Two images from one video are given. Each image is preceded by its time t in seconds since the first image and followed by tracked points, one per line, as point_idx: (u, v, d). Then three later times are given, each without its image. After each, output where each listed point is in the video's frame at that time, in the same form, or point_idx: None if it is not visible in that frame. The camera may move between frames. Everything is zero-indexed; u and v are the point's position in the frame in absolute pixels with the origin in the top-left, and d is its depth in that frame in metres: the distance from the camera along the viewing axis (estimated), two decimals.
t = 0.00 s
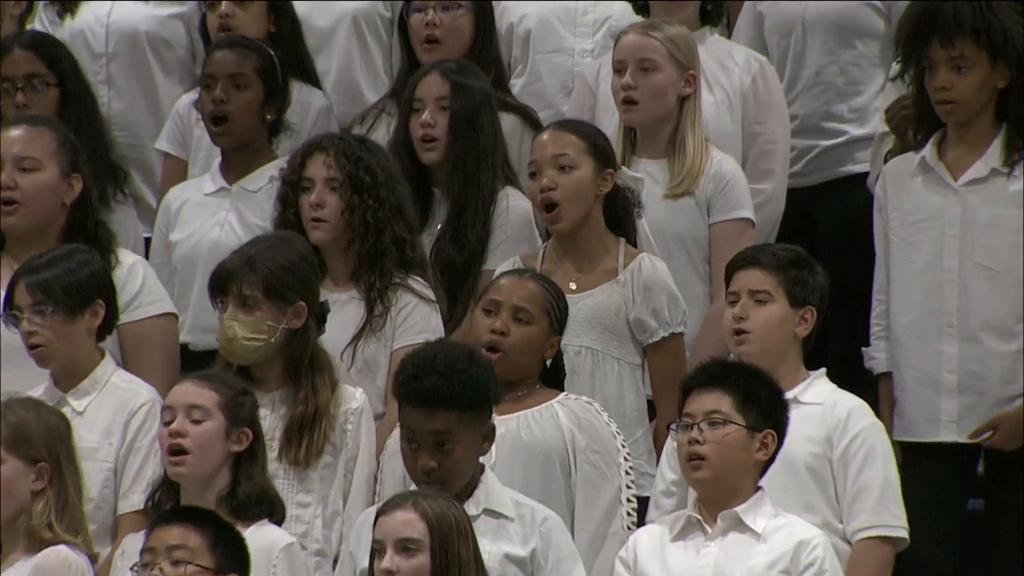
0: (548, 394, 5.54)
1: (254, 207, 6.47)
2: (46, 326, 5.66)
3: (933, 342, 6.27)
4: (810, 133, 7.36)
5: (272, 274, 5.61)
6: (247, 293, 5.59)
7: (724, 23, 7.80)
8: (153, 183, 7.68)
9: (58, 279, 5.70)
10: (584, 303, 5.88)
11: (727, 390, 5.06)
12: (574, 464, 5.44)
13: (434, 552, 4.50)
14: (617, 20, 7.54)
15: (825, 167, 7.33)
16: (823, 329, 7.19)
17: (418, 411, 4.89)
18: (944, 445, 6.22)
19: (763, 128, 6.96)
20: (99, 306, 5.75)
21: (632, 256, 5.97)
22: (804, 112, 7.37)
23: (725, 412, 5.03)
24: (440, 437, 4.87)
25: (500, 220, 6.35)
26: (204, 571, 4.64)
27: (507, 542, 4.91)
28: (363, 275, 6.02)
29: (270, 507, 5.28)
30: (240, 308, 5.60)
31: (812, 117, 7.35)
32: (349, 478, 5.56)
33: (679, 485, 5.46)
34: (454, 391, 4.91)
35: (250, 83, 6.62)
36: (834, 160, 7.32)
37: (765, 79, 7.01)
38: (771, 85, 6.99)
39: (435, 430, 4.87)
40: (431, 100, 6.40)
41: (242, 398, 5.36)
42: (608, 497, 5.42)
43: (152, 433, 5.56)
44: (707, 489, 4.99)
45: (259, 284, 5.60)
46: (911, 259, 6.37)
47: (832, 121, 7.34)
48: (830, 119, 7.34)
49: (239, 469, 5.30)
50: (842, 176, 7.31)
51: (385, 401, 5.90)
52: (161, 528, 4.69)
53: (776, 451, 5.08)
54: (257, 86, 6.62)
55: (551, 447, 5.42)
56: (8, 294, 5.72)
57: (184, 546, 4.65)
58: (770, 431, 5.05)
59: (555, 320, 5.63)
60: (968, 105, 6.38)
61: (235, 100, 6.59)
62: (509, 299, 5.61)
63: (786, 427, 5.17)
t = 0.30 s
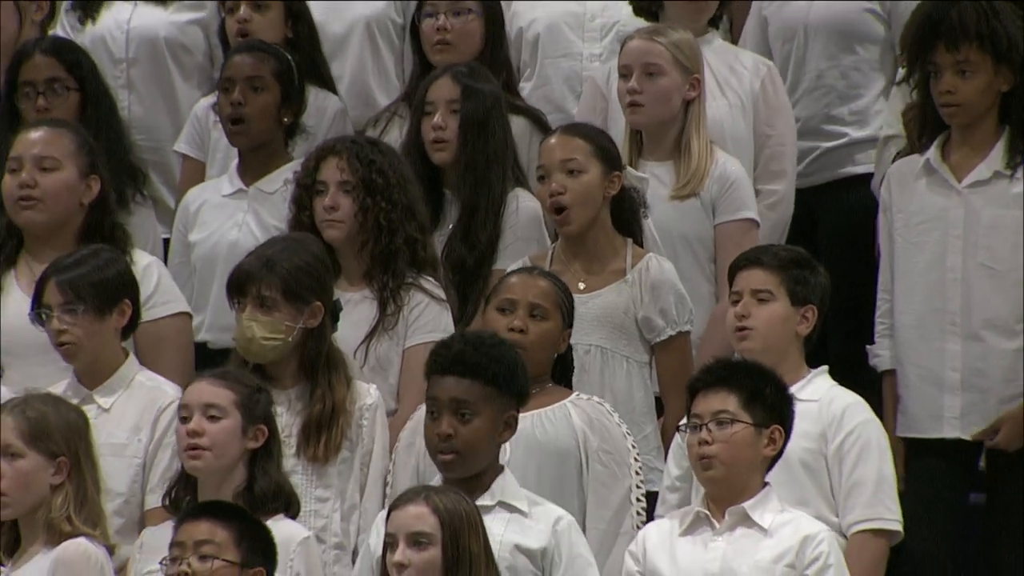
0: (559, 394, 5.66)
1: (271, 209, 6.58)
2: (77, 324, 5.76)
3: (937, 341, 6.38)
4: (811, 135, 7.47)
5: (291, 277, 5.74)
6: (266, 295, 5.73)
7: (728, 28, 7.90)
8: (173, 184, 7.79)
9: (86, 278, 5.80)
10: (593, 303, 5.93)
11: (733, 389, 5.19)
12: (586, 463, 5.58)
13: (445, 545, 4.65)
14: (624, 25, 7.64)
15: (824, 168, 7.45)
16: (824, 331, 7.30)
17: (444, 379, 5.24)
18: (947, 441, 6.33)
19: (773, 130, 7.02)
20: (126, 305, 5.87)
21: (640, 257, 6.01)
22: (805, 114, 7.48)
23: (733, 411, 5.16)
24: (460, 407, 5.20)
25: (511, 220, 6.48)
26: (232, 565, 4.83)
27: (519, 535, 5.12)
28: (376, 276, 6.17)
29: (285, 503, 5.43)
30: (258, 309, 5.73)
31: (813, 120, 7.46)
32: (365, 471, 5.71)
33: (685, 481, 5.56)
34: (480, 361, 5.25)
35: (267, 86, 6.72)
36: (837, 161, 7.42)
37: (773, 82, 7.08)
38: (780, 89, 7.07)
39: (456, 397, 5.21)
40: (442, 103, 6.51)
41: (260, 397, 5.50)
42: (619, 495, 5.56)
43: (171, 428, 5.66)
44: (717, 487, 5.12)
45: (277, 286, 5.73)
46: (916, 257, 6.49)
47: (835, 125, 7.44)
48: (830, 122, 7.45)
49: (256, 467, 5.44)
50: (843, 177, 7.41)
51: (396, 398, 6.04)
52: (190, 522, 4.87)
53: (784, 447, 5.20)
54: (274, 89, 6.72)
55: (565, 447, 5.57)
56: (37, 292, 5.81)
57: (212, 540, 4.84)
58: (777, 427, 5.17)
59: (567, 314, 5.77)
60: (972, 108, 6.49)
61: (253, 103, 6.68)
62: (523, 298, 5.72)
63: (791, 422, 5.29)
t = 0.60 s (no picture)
0: (567, 388, 5.78)
1: (284, 206, 6.69)
2: (108, 318, 5.91)
3: (941, 338, 6.48)
4: (811, 137, 7.54)
5: (309, 269, 5.89)
6: (285, 287, 5.86)
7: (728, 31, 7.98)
8: (188, 185, 7.88)
9: (117, 274, 5.97)
10: (599, 301, 6.04)
11: (735, 386, 5.25)
12: (595, 458, 5.69)
13: (454, 538, 4.77)
14: (631, 28, 7.70)
15: (822, 170, 7.52)
16: (824, 330, 7.40)
17: (465, 371, 5.40)
18: (949, 435, 6.42)
19: (782, 130, 7.09)
20: (152, 306, 6.03)
21: (644, 256, 6.12)
22: (804, 116, 7.55)
23: (735, 408, 5.22)
24: (477, 400, 5.35)
25: (519, 220, 6.56)
26: (248, 558, 4.94)
27: (528, 529, 5.24)
28: (384, 274, 6.30)
29: (295, 495, 5.54)
30: (276, 303, 5.86)
31: (812, 122, 7.54)
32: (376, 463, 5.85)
33: (687, 474, 5.69)
34: (503, 356, 5.42)
35: (280, 89, 6.84)
36: (836, 162, 7.50)
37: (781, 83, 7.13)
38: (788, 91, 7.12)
39: (475, 390, 5.36)
40: (452, 106, 6.62)
41: (273, 393, 5.61)
42: (626, 489, 5.65)
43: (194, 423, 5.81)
44: (721, 483, 5.18)
45: (296, 278, 5.86)
46: (920, 257, 6.58)
47: (833, 127, 7.51)
48: (828, 124, 7.52)
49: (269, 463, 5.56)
50: (841, 177, 7.50)
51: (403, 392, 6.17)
52: (207, 517, 4.99)
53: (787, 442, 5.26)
54: (286, 93, 6.84)
55: (575, 444, 5.68)
56: (68, 287, 5.97)
57: (229, 534, 4.95)
58: (779, 422, 5.23)
59: (570, 304, 5.87)
60: (974, 111, 6.59)
61: (266, 105, 6.80)
62: (523, 292, 5.84)
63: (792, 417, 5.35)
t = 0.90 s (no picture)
0: (579, 380, 5.94)
1: (293, 207, 6.79)
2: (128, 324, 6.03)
3: (942, 341, 6.63)
4: (820, 134, 7.69)
5: (324, 265, 6.08)
6: (301, 282, 6.04)
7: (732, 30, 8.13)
8: (202, 186, 7.99)
9: (133, 277, 6.08)
10: (604, 296, 6.15)
11: (740, 380, 5.34)
12: (611, 446, 5.85)
13: (462, 532, 4.89)
14: (637, 30, 7.84)
15: (828, 171, 7.66)
16: (826, 329, 7.49)
17: (475, 364, 5.54)
18: (952, 435, 6.56)
19: (788, 132, 7.21)
20: (170, 307, 6.17)
21: (648, 252, 6.22)
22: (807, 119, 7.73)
23: (739, 401, 5.31)
24: (485, 392, 5.50)
25: (526, 217, 6.68)
26: (256, 553, 5.03)
27: (533, 518, 5.39)
28: (389, 272, 6.43)
29: (308, 485, 5.69)
30: (292, 296, 6.04)
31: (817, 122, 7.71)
32: (383, 459, 6.03)
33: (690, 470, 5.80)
34: (513, 353, 5.56)
35: (292, 97, 6.93)
36: (840, 163, 7.64)
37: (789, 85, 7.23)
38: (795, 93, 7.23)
39: (482, 382, 5.51)
40: (461, 109, 6.69)
41: (280, 389, 5.73)
42: (642, 475, 5.82)
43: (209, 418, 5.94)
44: (723, 474, 5.29)
45: (311, 273, 6.05)
46: (919, 257, 6.75)
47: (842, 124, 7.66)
48: (835, 122, 7.67)
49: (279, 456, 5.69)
50: (844, 179, 7.64)
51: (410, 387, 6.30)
52: (217, 513, 5.08)
53: (789, 437, 5.35)
54: (298, 99, 6.93)
55: (587, 432, 5.82)
56: (88, 291, 6.07)
57: (237, 530, 5.04)
58: (782, 417, 5.33)
59: (576, 306, 5.99)
60: (968, 118, 6.74)
61: (276, 112, 6.89)
62: (526, 298, 5.97)
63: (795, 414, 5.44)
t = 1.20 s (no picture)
0: (589, 379, 6.10)
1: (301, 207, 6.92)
2: (142, 314, 6.14)
3: (934, 335, 6.83)
4: (825, 134, 7.82)
5: (339, 258, 6.19)
6: (318, 275, 6.16)
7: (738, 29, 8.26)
8: (217, 184, 8.07)
9: (145, 271, 6.19)
10: (612, 292, 6.30)
11: (742, 378, 5.42)
12: (617, 446, 6.02)
13: (472, 524, 5.04)
14: (644, 32, 7.93)
15: (833, 169, 7.81)
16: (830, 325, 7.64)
17: (482, 357, 5.67)
18: (945, 428, 6.75)
19: (792, 134, 7.34)
20: (180, 298, 6.28)
21: (656, 249, 6.38)
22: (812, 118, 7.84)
23: (741, 398, 5.40)
24: (490, 384, 5.64)
25: (534, 217, 6.81)
26: (258, 543, 5.19)
27: (542, 509, 5.53)
28: (392, 269, 6.57)
29: (316, 481, 5.83)
30: (308, 289, 6.16)
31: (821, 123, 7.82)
32: (394, 452, 6.12)
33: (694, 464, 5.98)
34: (517, 345, 5.69)
35: (301, 99, 7.04)
36: (845, 161, 7.79)
37: (796, 88, 7.36)
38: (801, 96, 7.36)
39: (487, 374, 5.64)
40: (468, 108, 6.85)
41: (282, 384, 5.84)
42: (647, 474, 6.02)
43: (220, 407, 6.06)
44: (725, 468, 5.38)
45: (327, 267, 6.17)
46: (911, 253, 6.94)
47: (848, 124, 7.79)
48: (842, 122, 7.80)
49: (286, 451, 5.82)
50: (849, 178, 7.79)
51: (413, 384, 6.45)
52: (217, 504, 5.24)
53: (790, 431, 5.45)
54: (307, 101, 7.05)
55: (595, 429, 5.99)
56: (101, 286, 6.18)
57: (238, 521, 5.20)
58: (783, 413, 5.43)
59: (582, 303, 6.12)
60: (960, 115, 6.91)
61: (286, 112, 7.01)
62: (533, 298, 6.10)
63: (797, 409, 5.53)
